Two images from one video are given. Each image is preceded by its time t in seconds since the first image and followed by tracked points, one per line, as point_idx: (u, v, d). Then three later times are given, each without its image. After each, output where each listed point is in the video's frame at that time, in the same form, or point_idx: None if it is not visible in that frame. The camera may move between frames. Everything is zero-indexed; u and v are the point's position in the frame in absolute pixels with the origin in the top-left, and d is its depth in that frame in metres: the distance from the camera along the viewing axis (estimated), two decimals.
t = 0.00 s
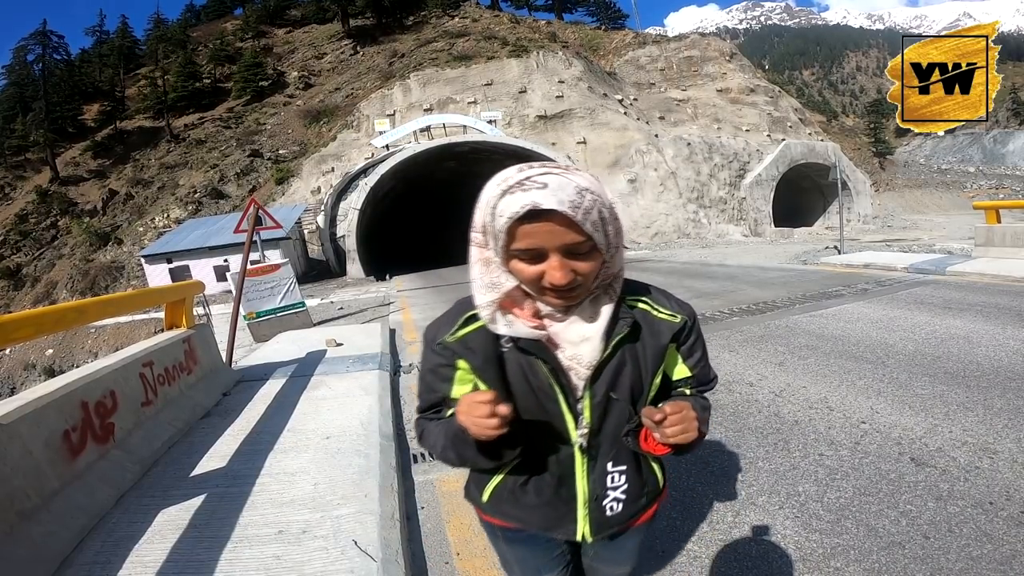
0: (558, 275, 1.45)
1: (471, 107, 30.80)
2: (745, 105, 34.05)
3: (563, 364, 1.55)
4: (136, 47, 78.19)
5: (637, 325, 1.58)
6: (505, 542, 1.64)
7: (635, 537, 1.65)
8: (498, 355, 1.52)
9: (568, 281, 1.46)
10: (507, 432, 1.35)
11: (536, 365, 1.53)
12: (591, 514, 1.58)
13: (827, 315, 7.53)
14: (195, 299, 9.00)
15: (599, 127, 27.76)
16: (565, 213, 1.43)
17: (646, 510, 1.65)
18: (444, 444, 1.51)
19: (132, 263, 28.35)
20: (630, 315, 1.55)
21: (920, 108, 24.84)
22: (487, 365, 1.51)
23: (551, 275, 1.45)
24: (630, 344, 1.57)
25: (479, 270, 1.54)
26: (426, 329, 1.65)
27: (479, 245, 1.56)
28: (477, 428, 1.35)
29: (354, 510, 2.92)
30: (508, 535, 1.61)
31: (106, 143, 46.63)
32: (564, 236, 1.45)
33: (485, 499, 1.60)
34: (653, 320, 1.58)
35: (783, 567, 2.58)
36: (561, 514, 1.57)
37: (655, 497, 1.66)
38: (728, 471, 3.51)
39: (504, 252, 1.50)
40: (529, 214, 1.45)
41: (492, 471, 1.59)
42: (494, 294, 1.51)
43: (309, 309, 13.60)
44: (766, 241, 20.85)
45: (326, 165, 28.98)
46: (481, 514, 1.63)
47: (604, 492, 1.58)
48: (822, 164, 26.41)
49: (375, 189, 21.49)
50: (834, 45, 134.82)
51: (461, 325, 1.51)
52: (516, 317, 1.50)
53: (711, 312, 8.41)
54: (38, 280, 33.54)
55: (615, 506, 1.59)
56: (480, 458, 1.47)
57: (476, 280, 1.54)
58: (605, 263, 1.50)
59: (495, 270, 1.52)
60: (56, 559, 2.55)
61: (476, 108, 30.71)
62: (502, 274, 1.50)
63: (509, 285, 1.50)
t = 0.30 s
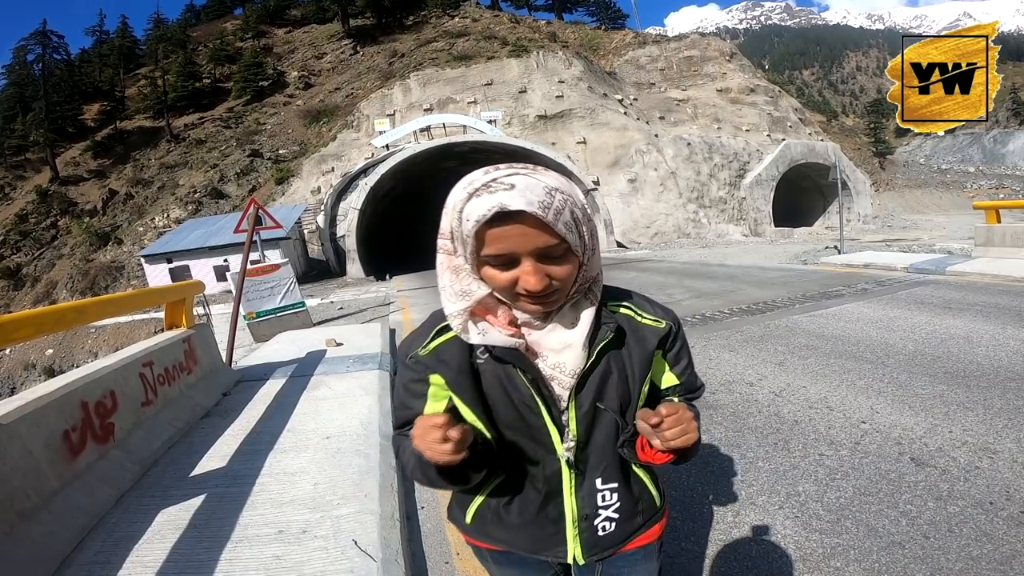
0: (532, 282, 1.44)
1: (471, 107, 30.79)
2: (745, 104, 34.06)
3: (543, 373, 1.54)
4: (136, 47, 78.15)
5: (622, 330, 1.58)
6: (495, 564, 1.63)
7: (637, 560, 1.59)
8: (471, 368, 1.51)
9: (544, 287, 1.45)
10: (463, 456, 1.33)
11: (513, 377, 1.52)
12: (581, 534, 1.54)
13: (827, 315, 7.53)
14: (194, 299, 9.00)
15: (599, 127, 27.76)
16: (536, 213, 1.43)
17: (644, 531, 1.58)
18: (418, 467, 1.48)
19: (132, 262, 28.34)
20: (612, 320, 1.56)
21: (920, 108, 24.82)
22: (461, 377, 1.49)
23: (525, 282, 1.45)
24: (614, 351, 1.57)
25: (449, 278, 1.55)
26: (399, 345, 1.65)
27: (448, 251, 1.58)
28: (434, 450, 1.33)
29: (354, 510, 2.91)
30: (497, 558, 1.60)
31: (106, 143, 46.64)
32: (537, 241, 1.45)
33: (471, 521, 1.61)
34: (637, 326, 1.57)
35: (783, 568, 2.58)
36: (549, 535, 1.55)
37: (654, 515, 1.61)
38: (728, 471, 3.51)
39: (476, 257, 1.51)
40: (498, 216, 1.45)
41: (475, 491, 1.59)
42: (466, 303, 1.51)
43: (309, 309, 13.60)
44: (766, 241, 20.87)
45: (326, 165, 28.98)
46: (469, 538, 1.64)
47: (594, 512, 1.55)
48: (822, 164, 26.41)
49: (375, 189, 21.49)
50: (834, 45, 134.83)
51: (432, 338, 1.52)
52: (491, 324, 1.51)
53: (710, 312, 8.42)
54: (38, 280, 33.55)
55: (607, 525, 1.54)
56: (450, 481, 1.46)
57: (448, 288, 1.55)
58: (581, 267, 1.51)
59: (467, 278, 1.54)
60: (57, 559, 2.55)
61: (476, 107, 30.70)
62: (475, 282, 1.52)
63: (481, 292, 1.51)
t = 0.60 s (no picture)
0: (533, 285, 1.44)
1: (471, 106, 30.78)
2: (745, 104, 34.07)
3: (540, 377, 1.55)
4: (136, 47, 78.11)
5: (621, 332, 1.59)
6: (495, 572, 1.62)
7: (639, 562, 1.57)
8: (463, 373, 1.51)
9: (543, 291, 1.45)
10: (454, 468, 1.32)
11: (507, 381, 1.52)
12: (582, 539, 1.52)
13: (827, 315, 7.53)
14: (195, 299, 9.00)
15: (599, 126, 27.76)
16: (539, 213, 1.43)
17: (650, 532, 1.58)
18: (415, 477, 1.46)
19: (132, 263, 28.34)
20: (611, 321, 1.57)
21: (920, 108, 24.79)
22: (454, 382, 1.49)
23: (525, 285, 1.44)
24: (613, 353, 1.57)
25: (442, 280, 1.54)
26: (390, 352, 1.65)
27: (442, 251, 1.58)
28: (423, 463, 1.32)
29: (354, 510, 2.91)
30: (496, 566, 1.59)
31: (106, 143, 46.63)
32: (536, 241, 1.45)
33: (469, 529, 1.60)
34: (635, 327, 1.59)
35: (783, 567, 2.58)
36: (550, 541, 1.53)
37: (658, 516, 1.60)
38: (728, 471, 3.51)
39: (473, 259, 1.51)
40: (500, 215, 1.45)
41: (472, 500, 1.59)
42: (458, 305, 1.51)
43: (309, 309, 13.61)
44: (766, 241, 20.87)
45: (326, 165, 28.98)
46: (468, 545, 1.63)
47: (594, 516, 1.53)
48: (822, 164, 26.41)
49: (375, 189, 21.49)
50: (834, 45, 134.87)
51: (422, 344, 1.52)
52: (484, 330, 1.51)
53: (710, 312, 8.41)
54: (38, 280, 33.55)
55: (608, 529, 1.53)
56: (444, 491, 1.45)
57: (439, 291, 1.54)
58: (580, 269, 1.52)
59: (461, 279, 1.53)
60: (57, 559, 2.55)
61: (476, 107, 30.70)
62: (469, 284, 1.52)
63: (475, 294, 1.51)
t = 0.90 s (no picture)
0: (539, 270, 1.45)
1: (471, 107, 30.78)
2: (745, 105, 34.07)
3: (546, 387, 1.54)
4: (136, 47, 78.02)
5: (633, 340, 1.59)
6: None
7: None
8: (467, 377, 1.51)
9: (547, 275, 1.46)
10: (443, 477, 1.31)
11: (513, 392, 1.52)
12: (578, 557, 1.52)
13: (827, 314, 7.53)
14: (195, 299, 8.99)
15: (599, 127, 27.77)
16: (539, 189, 1.47)
17: (647, 553, 1.58)
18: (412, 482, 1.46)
19: (132, 263, 28.32)
20: (623, 330, 1.57)
21: (920, 108, 24.77)
22: (457, 390, 1.49)
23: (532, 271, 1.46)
24: (624, 363, 1.57)
25: (449, 275, 1.56)
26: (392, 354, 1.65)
27: (447, 245, 1.60)
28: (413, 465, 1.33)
29: (354, 511, 2.91)
30: None
31: (106, 143, 46.61)
32: (542, 220, 1.48)
33: (463, 538, 1.59)
34: (649, 336, 1.59)
35: (783, 568, 2.58)
36: (546, 556, 1.53)
37: (657, 538, 1.60)
38: (727, 471, 3.51)
39: (476, 242, 1.54)
40: (502, 192, 1.50)
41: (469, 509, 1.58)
42: (463, 299, 1.53)
43: (309, 309, 13.62)
44: (767, 240, 20.90)
45: (326, 165, 28.98)
46: (463, 555, 1.62)
47: (593, 533, 1.53)
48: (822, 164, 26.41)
49: (375, 189, 21.49)
50: (834, 45, 134.79)
51: (426, 348, 1.53)
52: (486, 330, 1.52)
53: (711, 312, 8.41)
54: (38, 280, 33.55)
55: (607, 548, 1.52)
56: (438, 499, 1.45)
57: (445, 285, 1.56)
58: (591, 260, 1.53)
59: (466, 274, 1.55)
60: (56, 559, 2.55)
61: (476, 107, 30.70)
62: (475, 278, 1.54)
63: (481, 288, 1.53)
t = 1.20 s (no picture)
0: (548, 250, 1.47)
1: (471, 107, 30.80)
2: (745, 105, 34.09)
3: (550, 399, 1.54)
4: (136, 47, 78.01)
5: (640, 347, 1.59)
6: None
7: None
8: (470, 388, 1.52)
9: (558, 256, 1.48)
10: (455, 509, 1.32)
11: (516, 404, 1.51)
12: (583, 564, 1.52)
13: (827, 315, 7.54)
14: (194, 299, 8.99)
15: (599, 127, 27.78)
16: (555, 165, 1.56)
17: (651, 560, 1.59)
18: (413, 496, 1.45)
19: (132, 263, 28.32)
20: (630, 339, 1.56)
21: (920, 108, 24.76)
22: (458, 402, 1.49)
23: (540, 251, 1.48)
24: (631, 371, 1.57)
25: (455, 264, 1.58)
26: (390, 361, 1.64)
27: (455, 234, 1.63)
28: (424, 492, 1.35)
29: (354, 510, 2.92)
30: None
31: (106, 143, 46.63)
32: (553, 200, 1.53)
33: (465, 547, 1.60)
34: (657, 342, 1.59)
35: (782, 567, 2.58)
36: (547, 564, 1.53)
37: (662, 544, 1.61)
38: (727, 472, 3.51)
39: (486, 222, 1.57)
40: (514, 170, 1.57)
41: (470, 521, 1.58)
42: (471, 289, 1.53)
43: (309, 309, 13.62)
44: (767, 241, 20.90)
45: (326, 166, 28.98)
46: (465, 563, 1.62)
47: (598, 543, 1.53)
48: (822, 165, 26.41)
49: (375, 189, 21.49)
50: (834, 45, 134.82)
51: (425, 356, 1.52)
52: (487, 328, 1.52)
53: (711, 312, 8.42)
54: (38, 280, 33.55)
55: (612, 556, 1.53)
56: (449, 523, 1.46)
57: (452, 276, 1.58)
58: (599, 249, 1.57)
59: (473, 261, 1.57)
60: (56, 559, 2.55)
61: (476, 108, 30.71)
62: (481, 265, 1.55)
63: (486, 277, 1.53)
